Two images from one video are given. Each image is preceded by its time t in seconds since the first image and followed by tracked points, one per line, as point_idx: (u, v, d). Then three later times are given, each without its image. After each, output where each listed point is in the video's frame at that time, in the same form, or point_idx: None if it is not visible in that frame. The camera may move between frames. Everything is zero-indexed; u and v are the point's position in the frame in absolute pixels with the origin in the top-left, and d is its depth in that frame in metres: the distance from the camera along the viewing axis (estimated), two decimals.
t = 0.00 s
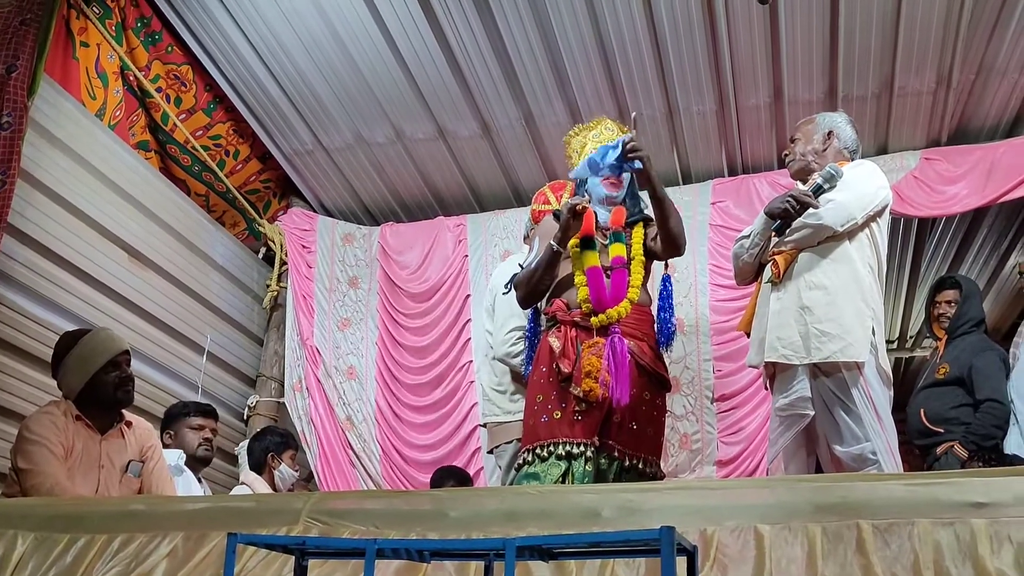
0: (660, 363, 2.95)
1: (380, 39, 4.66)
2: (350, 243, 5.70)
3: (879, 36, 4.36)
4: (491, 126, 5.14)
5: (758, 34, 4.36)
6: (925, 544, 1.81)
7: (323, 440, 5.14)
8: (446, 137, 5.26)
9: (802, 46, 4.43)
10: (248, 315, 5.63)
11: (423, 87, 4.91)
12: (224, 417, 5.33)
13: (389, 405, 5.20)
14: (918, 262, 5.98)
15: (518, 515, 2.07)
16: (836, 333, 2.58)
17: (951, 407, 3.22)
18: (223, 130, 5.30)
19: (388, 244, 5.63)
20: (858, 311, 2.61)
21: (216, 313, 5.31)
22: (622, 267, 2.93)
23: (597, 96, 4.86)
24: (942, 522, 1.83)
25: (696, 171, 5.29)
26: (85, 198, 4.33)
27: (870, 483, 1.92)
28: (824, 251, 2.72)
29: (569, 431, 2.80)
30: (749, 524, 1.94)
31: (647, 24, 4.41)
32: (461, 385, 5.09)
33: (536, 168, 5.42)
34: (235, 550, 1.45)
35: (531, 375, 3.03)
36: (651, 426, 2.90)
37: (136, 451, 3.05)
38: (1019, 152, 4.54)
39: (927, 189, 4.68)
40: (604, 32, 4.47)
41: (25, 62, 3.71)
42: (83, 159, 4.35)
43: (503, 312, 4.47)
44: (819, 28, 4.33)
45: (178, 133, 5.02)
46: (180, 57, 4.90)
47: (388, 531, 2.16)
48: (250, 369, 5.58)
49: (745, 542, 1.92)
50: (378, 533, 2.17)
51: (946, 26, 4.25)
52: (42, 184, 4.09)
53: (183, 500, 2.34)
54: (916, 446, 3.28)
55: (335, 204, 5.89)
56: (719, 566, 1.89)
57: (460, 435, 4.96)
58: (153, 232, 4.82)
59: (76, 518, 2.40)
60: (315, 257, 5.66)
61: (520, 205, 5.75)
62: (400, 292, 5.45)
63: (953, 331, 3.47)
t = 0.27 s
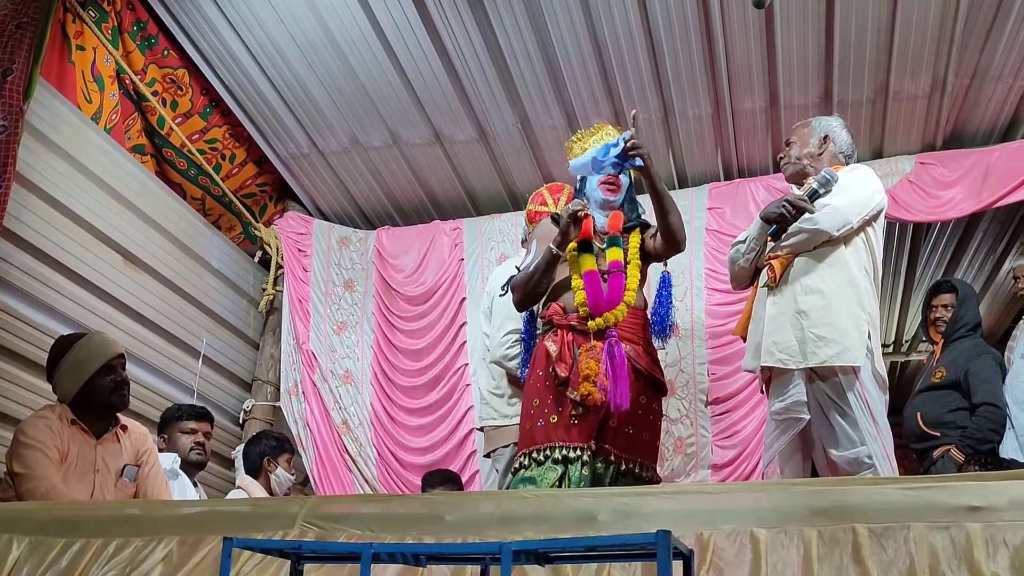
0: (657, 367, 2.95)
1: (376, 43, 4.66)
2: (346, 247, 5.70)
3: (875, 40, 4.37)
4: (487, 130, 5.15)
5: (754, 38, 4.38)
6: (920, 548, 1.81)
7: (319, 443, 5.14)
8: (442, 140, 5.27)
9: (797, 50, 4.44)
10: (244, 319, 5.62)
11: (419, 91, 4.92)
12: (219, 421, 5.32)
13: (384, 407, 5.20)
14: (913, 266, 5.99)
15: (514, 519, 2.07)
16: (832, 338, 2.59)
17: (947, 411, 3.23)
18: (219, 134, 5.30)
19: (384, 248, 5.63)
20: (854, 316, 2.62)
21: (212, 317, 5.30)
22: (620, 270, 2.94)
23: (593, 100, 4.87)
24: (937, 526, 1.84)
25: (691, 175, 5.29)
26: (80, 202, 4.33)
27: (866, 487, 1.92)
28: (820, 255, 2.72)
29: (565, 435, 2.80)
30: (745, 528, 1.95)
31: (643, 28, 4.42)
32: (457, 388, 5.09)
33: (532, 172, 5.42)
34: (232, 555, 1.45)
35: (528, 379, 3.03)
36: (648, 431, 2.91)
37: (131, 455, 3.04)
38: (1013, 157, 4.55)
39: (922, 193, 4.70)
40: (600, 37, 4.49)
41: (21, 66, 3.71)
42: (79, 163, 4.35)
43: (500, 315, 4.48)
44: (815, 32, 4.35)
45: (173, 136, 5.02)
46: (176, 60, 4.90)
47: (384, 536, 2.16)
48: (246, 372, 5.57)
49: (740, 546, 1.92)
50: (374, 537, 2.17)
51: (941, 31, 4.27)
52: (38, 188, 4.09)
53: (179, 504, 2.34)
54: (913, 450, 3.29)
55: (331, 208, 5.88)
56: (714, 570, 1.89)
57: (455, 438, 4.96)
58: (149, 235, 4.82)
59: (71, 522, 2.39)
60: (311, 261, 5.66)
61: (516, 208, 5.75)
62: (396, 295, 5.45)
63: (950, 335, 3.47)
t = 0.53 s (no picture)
0: (654, 370, 2.95)
1: (373, 46, 4.66)
2: (343, 249, 5.71)
3: (871, 43, 4.38)
4: (485, 132, 5.15)
5: (751, 41, 4.38)
6: (917, 550, 1.81)
7: (315, 446, 5.13)
8: (440, 143, 5.27)
9: (795, 53, 4.45)
10: (241, 321, 5.62)
11: (417, 93, 4.92)
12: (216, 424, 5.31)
13: (381, 410, 5.19)
14: (910, 269, 5.99)
15: (511, 522, 2.07)
16: (832, 340, 2.59)
17: (945, 414, 3.22)
18: (216, 136, 5.29)
19: (381, 250, 5.63)
20: (853, 318, 2.63)
21: (209, 320, 5.30)
22: (616, 274, 2.96)
23: (591, 103, 4.87)
24: (934, 529, 1.84)
25: (689, 178, 5.30)
26: (77, 205, 4.33)
27: (863, 490, 1.92)
28: (817, 258, 2.73)
29: (561, 437, 2.80)
30: (742, 530, 1.94)
31: (641, 32, 4.42)
32: (453, 390, 5.09)
33: (529, 175, 5.42)
34: (228, 558, 1.45)
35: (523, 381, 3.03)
36: (645, 433, 2.91)
37: (127, 458, 3.04)
38: (1010, 160, 4.56)
39: (919, 197, 4.70)
40: (598, 40, 4.49)
41: (18, 68, 3.70)
42: (76, 166, 4.34)
43: (498, 318, 4.49)
44: (812, 35, 4.36)
45: (171, 139, 5.01)
46: (174, 63, 4.90)
47: (380, 539, 2.15)
48: (243, 375, 5.57)
49: (738, 548, 1.92)
50: (371, 540, 2.16)
51: (937, 34, 4.28)
52: (35, 190, 4.08)
53: (175, 507, 2.33)
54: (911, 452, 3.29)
55: (328, 210, 5.88)
56: (712, 573, 1.89)
57: (451, 440, 4.96)
58: (146, 238, 4.81)
59: (67, 525, 2.39)
60: (308, 263, 5.66)
61: (513, 211, 5.75)
62: (392, 297, 5.44)
63: (948, 337, 3.47)
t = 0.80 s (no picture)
0: (654, 373, 2.96)
1: (371, 47, 4.66)
2: (341, 250, 5.70)
3: (869, 45, 4.38)
4: (483, 134, 5.15)
5: (748, 43, 4.39)
6: (915, 552, 1.82)
7: (312, 447, 5.14)
8: (438, 145, 5.27)
9: (792, 55, 4.46)
10: (239, 322, 5.61)
11: (415, 95, 4.92)
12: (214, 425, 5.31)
13: (378, 411, 5.19)
14: (908, 270, 6.00)
15: (509, 523, 2.07)
16: (834, 341, 2.59)
17: (944, 415, 3.22)
18: (215, 137, 5.29)
19: (379, 251, 5.63)
20: (854, 319, 2.63)
21: (207, 321, 5.29)
22: (619, 279, 3.02)
23: (589, 105, 4.87)
24: (932, 530, 1.84)
25: (686, 180, 5.30)
26: (75, 206, 4.33)
27: (861, 491, 1.92)
28: (817, 259, 2.73)
29: (564, 439, 2.80)
30: (740, 532, 1.95)
31: (638, 34, 4.43)
32: (451, 391, 5.09)
33: (527, 176, 5.42)
34: (226, 558, 1.45)
35: (524, 382, 3.03)
36: (646, 435, 2.92)
37: (126, 459, 3.03)
38: (1007, 162, 4.56)
39: (917, 199, 4.71)
40: (596, 42, 4.50)
41: (16, 69, 3.70)
42: (74, 167, 4.34)
43: (498, 318, 4.49)
44: (809, 37, 4.37)
45: (169, 140, 5.01)
46: (172, 64, 4.90)
47: (378, 540, 2.15)
48: (240, 376, 5.56)
49: (736, 550, 1.92)
50: (369, 541, 2.16)
51: (934, 36, 4.29)
52: (32, 191, 4.08)
53: (173, 508, 2.33)
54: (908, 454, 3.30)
55: (327, 212, 5.88)
56: (710, 574, 1.89)
57: (449, 441, 4.96)
58: (144, 239, 4.81)
59: (65, 527, 2.38)
60: (306, 265, 5.66)
61: (512, 213, 5.75)
62: (390, 298, 5.44)
63: (946, 339, 3.47)
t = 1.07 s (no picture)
0: (651, 374, 2.97)
1: (370, 48, 4.66)
2: (339, 251, 5.70)
3: (867, 45, 4.38)
4: (481, 134, 5.15)
5: (746, 44, 4.39)
6: (913, 552, 1.82)
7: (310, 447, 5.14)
8: (437, 145, 5.27)
9: (791, 56, 4.46)
10: (237, 323, 5.60)
11: (413, 96, 4.92)
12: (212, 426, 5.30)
13: (376, 411, 5.19)
14: (906, 271, 6.00)
15: (508, 524, 2.07)
16: (832, 340, 2.59)
17: (942, 415, 3.23)
18: (213, 138, 5.29)
19: (377, 251, 5.63)
20: (852, 319, 2.63)
21: (205, 321, 5.29)
22: (625, 279, 2.96)
23: (587, 105, 4.87)
24: (930, 531, 1.84)
25: (685, 181, 5.30)
26: (73, 206, 4.32)
27: (859, 491, 1.92)
28: (814, 259, 2.73)
29: (568, 439, 2.81)
30: (738, 532, 1.95)
31: (637, 34, 4.43)
32: (449, 391, 5.10)
33: (526, 177, 5.42)
34: (224, 559, 1.45)
35: (524, 382, 3.02)
36: (645, 437, 2.94)
37: (124, 460, 3.03)
38: (1005, 162, 4.57)
39: (915, 199, 4.71)
40: (594, 43, 4.50)
41: (14, 69, 3.70)
42: (72, 167, 4.34)
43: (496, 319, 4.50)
44: (807, 38, 4.37)
45: (167, 140, 5.01)
46: (170, 64, 4.90)
47: (377, 540, 2.15)
48: (238, 377, 5.56)
49: (734, 550, 1.92)
50: (367, 542, 2.16)
51: (932, 37, 4.29)
52: (30, 191, 4.08)
53: (171, 509, 2.32)
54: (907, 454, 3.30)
55: (325, 212, 5.87)
56: (708, 574, 1.90)
57: (447, 442, 4.97)
58: (142, 240, 4.81)
59: (62, 527, 2.38)
60: (304, 265, 5.65)
61: (510, 213, 5.75)
62: (388, 299, 5.44)
63: (944, 340, 3.47)
